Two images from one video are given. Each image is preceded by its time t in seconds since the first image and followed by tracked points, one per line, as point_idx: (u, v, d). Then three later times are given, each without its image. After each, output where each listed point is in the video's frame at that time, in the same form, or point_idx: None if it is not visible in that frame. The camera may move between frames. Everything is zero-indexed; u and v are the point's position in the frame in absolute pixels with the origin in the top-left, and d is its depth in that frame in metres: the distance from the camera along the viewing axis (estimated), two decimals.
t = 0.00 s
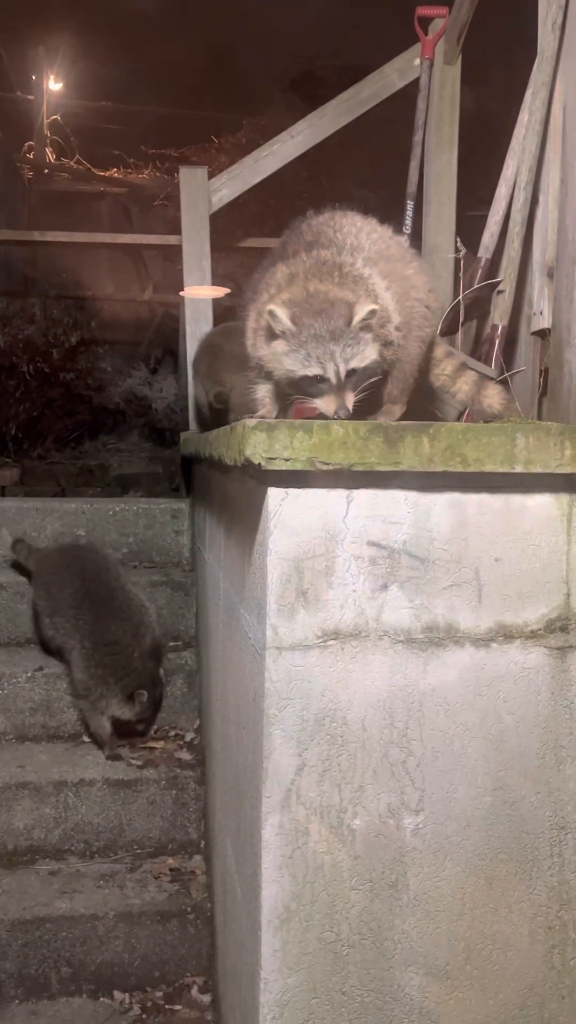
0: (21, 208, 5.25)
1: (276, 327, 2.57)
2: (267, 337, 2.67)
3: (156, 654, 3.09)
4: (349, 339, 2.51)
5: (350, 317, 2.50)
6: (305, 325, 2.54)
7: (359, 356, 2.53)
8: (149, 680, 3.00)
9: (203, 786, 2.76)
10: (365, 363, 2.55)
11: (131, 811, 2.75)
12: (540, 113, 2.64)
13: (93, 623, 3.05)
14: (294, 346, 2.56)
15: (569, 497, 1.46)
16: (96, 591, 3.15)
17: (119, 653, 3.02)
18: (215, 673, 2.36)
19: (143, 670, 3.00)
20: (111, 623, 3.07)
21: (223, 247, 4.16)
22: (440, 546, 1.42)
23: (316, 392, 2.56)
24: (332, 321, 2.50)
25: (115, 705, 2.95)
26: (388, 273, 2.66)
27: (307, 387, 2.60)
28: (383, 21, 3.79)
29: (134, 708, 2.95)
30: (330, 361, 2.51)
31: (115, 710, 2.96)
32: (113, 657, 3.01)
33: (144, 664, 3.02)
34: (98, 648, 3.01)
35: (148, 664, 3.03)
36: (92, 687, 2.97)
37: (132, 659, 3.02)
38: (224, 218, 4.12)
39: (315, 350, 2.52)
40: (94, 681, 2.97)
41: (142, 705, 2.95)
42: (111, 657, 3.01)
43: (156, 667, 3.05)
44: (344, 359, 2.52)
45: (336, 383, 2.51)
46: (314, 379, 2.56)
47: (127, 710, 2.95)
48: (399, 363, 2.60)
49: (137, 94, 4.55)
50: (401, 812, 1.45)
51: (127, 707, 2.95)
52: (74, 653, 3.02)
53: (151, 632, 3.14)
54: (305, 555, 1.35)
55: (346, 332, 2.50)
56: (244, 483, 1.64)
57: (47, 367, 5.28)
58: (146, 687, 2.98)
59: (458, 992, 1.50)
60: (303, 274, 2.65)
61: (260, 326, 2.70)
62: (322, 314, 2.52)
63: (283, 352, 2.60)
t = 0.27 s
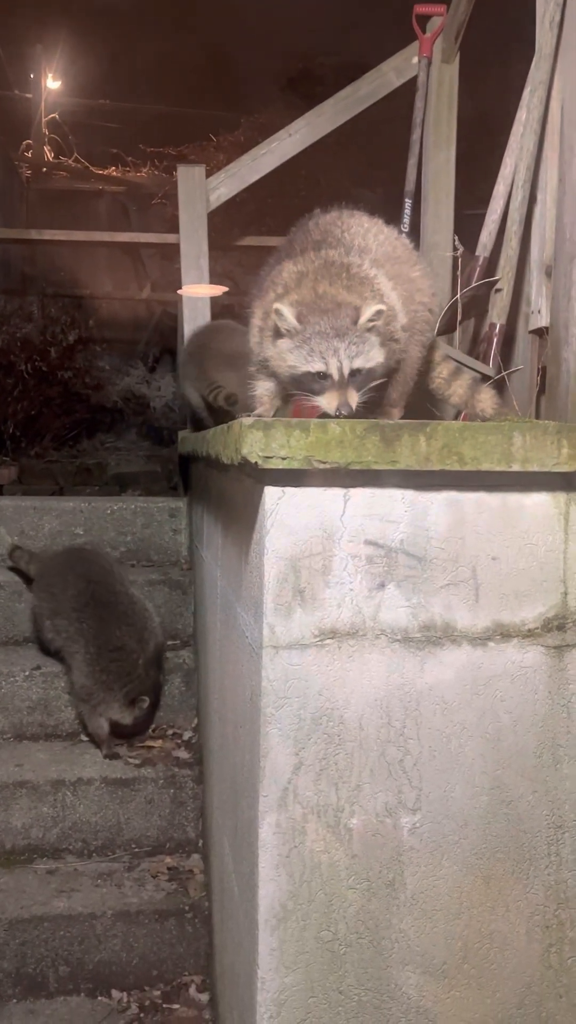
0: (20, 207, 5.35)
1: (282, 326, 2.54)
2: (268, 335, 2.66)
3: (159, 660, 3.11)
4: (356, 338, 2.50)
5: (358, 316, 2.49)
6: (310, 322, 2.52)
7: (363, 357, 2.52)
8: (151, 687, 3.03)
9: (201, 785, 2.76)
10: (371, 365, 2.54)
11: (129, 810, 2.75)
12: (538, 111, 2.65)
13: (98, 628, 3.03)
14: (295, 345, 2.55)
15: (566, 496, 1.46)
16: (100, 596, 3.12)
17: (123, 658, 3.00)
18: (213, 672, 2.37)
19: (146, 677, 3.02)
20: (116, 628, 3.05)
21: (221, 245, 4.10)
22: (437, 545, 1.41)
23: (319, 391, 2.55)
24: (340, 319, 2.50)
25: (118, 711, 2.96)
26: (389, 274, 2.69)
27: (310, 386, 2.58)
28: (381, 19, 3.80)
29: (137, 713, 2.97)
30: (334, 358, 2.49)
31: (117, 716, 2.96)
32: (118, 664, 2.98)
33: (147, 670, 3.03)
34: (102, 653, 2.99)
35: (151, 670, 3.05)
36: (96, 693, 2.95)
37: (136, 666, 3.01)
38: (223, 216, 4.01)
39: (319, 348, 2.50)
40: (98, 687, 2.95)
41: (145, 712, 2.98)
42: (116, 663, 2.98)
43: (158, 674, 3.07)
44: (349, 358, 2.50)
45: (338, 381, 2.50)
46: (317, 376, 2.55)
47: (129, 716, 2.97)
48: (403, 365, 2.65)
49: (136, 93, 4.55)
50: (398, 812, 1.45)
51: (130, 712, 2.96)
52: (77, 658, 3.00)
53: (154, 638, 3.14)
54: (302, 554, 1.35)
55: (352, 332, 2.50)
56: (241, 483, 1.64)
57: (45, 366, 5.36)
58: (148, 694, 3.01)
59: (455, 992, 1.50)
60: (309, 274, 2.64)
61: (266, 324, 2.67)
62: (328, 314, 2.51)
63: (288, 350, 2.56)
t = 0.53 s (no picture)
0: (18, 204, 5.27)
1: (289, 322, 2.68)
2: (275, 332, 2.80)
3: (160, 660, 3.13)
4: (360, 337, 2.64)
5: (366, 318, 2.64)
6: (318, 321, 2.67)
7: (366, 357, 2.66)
8: (152, 687, 3.05)
9: (199, 784, 2.76)
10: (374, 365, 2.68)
11: (127, 809, 2.75)
12: (535, 110, 2.66)
13: (97, 630, 3.08)
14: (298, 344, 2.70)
15: (564, 495, 1.46)
16: (100, 597, 3.18)
17: (122, 661, 3.05)
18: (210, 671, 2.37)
19: (147, 678, 3.04)
20: (115, 631, 3.10)
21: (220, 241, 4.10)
22: (434, 544, 1.41)
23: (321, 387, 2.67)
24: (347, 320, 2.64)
25: (120, 711, 2.98)
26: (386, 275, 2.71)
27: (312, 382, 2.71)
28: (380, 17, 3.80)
29: (138, 713, 3.00)
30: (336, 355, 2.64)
31: (119, 716, 2.98)
32: (116, 665, 3.03)
33: (147, 671, 3.05)
34: (102, 656, 3.04)
35: (151, 671, 3.07)
36: (96, 695, 2.98)
37: (135, 668, 3.04)
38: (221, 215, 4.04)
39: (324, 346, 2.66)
40: (98, 689, 2.98)
41: (146, 711, 3.01)
42: (115, 665, 3.03)
43: (158, 674, 3.09)
44: (351, 356, 2.64)
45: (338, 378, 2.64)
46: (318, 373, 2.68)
47: (131, 716, 2.99)
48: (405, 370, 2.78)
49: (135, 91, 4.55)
50: (395, 812, 1.45)
51: (131, 712, 2.99)
52: (77, 660, 3.03)
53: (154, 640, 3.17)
54: (298, 554, 1.35)
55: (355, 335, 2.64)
56: (238, 482, 1.64)
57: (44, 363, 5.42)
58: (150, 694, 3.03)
59: (453, 991, 1.50)
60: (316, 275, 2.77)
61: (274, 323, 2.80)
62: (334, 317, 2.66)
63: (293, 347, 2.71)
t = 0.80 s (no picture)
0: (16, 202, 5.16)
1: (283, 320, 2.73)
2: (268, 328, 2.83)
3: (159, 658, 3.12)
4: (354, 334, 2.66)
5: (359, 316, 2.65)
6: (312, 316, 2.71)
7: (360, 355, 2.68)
8: (152, 686, 3.04)
9: (197, 783, 2.76)
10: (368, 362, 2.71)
11: (125, 808, 2.75)
12: (533, 108, 2.66)
13: (92, 633, 3.00)
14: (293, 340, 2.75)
15: (561, 494, 1.45)
16: (96, 596, 3.10)
17: (120, 662, 2.98)
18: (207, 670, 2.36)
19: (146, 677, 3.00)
20: (113, 631, 3.03)
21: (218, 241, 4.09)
22: (431, 542, 1.41)
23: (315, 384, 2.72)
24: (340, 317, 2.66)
25: (119, 710, 2.95)
26: (384, 273, 2.70)
27: (305, 378, 2.75)
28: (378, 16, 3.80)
29: (138, 711, 2.98)
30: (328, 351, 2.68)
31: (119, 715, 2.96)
32: (114, 665, 2.97)
33: (146, 670, 3.03)
34: (99, 658, 2.97)
35: (150, 669, 3.04)
36: (95, 697, 2.93)
37: (133, 667, 3.00)
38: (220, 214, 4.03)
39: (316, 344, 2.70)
40: (96, 691, 2.93)
41: (146, 708, 2.99)
42: (112, 668, 2.96)
43: (159, 670, 3.08)
44: (344, 353, 2.67)
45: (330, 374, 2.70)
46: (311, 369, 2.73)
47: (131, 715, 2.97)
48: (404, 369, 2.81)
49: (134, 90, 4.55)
50: (392, 811, 1.44)
51: (131, 711, 2.97)
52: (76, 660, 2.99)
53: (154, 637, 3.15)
54: (295, 553, 1.34)
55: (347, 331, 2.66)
56: (235, 481, 1.64)
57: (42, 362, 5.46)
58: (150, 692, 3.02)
59: (450, 990, 1.50)
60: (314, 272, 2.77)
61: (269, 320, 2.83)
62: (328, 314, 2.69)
63: (288, 343, 2.76)
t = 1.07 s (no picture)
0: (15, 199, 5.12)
1: (288, 313, 2.78)
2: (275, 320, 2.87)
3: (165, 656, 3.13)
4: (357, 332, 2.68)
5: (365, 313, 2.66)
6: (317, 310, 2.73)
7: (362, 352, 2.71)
8: (160, 686, 3.02)
9: (195, 782, 2.77)
10: (371, 360, 2.72)
11: (123, 807, 2.75)
12: (533, 107, 2.66)
13: (96, 636, 3.00)
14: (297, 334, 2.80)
15: (560, 493, 1.45)
16: (98, 601, 3.09)
17: (123, 664, 3.00)
18: (207, 670, 2.36)
19: (151, 677, 3.01)
20: (120, 633, 3.05)
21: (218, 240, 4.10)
22: (429, 541, 1.41)
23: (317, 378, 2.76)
24: (345, 313, 2.68)
25: (128, 711, 2.96)
26: (384, 271, 2.70)
27: (308, 373, 2.80)
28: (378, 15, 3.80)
29: (146, 713, 2.96)
30: (331, 347, 2.71)
31: (125, 716, 2.97)
32: (117, 670, 2.98)
33: (150, 670, 3.04)
34: (102, 663, 2.98)
35: (154, 670, 3.05)
36: (100, 700, 2.95)
37: (135, 669, 3.01)
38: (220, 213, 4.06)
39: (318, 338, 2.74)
40: (101, 694, 2.95)
41: (153, 710, 2.96)
42: (116, 670, 2.98)
43: (163, 669, 3.08)
44: (346, 351, 2.70)
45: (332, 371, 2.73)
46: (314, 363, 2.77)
47: (139, 716, 2.97)
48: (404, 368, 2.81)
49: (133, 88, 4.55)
50: (390, 810, 1.45)
51: (139, 713, 2.96)
52: (78, 666, 2.98)
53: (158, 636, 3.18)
54: (294, 551, 1.34)
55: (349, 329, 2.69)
56: (233, 479, 1.63)
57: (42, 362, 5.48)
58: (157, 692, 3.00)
59: (449, 989, 1.50)
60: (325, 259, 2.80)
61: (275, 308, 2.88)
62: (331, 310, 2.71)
63: (291, 335, 2.81)
